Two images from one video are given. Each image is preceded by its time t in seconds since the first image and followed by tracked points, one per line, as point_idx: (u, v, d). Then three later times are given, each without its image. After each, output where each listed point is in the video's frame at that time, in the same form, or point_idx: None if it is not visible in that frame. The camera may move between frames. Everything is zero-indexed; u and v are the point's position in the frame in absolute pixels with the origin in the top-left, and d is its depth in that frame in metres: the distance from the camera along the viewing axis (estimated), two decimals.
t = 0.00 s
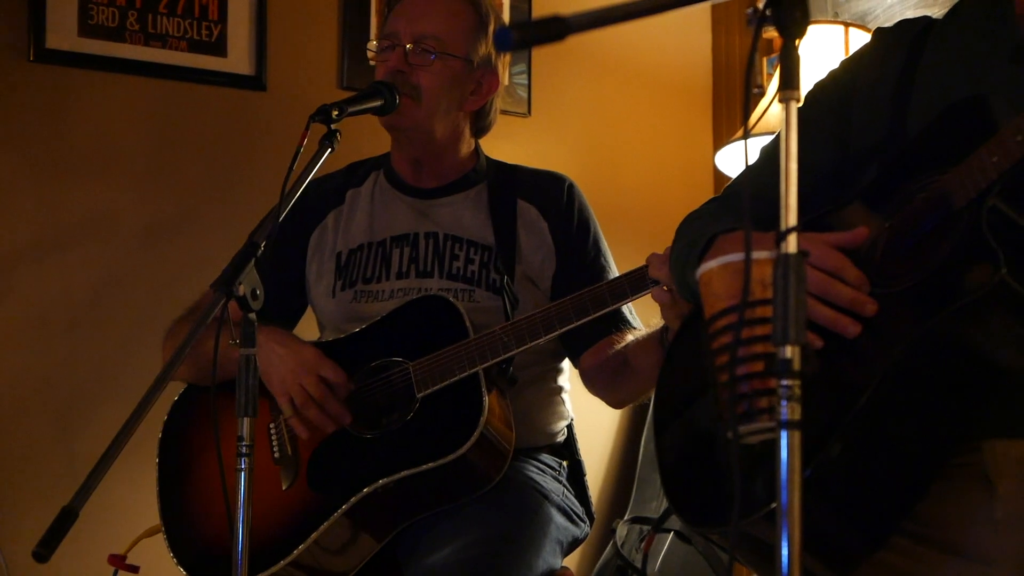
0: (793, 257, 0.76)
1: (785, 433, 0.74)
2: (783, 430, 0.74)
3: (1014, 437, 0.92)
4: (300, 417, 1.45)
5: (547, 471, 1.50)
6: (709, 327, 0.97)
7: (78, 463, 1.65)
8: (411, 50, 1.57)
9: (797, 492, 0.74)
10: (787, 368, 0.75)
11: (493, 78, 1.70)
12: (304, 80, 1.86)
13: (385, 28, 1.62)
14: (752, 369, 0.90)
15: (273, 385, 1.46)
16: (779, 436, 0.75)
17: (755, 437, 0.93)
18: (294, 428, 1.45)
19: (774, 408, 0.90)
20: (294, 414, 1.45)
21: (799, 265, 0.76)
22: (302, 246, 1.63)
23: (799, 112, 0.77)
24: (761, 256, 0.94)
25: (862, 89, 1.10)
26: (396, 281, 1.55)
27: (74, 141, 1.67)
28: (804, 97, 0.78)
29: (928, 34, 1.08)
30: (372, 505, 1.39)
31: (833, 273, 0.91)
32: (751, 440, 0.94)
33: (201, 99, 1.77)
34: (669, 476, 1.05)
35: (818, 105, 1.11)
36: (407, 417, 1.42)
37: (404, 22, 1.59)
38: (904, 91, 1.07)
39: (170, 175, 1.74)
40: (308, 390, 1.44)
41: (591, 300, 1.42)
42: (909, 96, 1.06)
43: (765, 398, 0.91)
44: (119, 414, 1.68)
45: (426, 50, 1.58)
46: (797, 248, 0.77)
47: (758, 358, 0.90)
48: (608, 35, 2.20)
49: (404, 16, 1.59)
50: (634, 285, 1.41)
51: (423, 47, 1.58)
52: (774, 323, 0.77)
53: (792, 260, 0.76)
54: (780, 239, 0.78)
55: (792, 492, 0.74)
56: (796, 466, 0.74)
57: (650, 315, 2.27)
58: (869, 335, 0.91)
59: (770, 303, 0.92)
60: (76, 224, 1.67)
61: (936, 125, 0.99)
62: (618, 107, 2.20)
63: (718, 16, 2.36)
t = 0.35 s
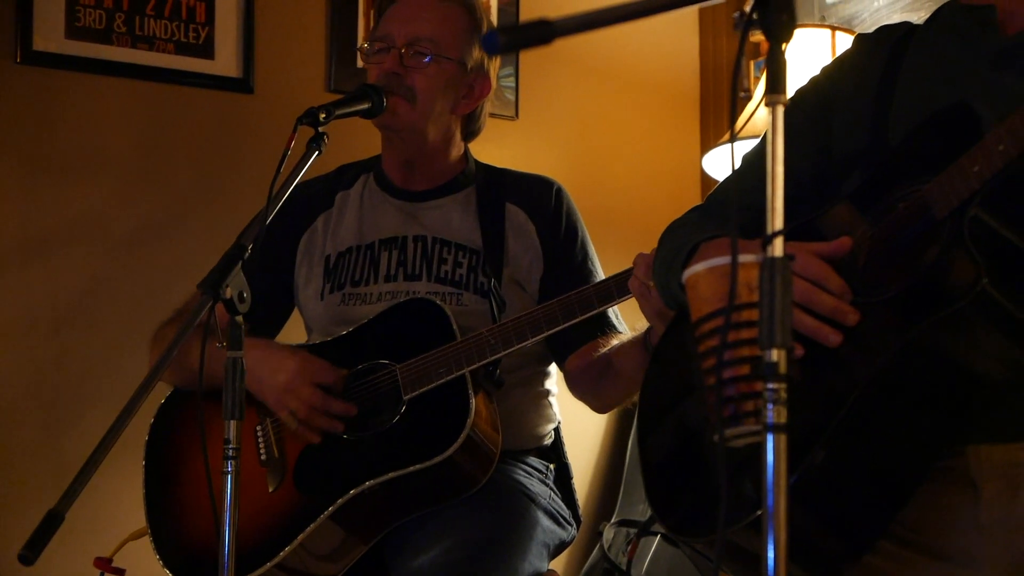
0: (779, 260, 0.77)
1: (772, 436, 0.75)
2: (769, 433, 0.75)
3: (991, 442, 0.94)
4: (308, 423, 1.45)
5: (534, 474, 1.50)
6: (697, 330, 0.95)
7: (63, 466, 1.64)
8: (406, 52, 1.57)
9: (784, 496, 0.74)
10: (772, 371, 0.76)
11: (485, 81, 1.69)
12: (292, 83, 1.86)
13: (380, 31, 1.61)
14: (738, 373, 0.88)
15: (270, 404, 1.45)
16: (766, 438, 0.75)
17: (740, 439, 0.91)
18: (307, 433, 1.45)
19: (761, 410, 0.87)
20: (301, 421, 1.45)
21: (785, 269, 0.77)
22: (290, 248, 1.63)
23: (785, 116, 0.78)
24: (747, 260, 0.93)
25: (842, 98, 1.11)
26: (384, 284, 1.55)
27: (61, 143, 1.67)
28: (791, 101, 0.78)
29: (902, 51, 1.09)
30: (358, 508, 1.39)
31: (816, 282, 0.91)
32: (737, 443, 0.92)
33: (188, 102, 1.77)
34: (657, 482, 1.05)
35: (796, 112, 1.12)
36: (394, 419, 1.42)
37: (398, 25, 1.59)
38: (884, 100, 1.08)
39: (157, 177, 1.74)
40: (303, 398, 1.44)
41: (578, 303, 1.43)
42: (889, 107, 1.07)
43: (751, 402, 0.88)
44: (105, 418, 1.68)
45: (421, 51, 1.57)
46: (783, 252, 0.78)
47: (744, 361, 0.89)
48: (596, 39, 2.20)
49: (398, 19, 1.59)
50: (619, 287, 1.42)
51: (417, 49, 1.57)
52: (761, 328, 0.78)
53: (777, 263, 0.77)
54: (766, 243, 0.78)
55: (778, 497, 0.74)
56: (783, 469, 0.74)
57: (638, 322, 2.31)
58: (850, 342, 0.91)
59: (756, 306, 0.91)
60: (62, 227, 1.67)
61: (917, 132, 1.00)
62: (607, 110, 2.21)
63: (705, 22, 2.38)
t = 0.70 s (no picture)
0: (765, 265, 0.77)
1: (756, 440, 0.75)
2: (755, 437, 0.75)
3: (970, 449, 0.93)
4: (271, 439, 1.44)
5: (521, 478, 1.50)
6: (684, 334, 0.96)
7: (49, 471, 1.64)
8: (389, 57, 1.57)
9: (768, 500, 0.74)
10: (758, 376, 0.76)
11: (468, 86, 1.70)
12: (278, 87, 1.86)
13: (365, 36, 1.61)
14: (725, 377, 0.89)
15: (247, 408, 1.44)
16: (751, 441, 0.75)
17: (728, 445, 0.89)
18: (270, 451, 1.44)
19: (747, 414, 0.87)
20: (265, 435, 1.43)
21: (772, 274, 0.77)
22: (276, 252, 1.62)
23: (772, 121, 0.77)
24: (732, 265, 0.93)
25: (827, 102, 1.12)
26: (370, 289, 1.55)
27: (46, 147, 1.67)
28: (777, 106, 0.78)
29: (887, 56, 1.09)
30: (345, 512, 1.39)
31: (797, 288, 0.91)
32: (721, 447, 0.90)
33: (175, 106, 1.77)
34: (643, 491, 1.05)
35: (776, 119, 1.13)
36: (381, 422, 1.42)
37: (383, 30, 1.59)
38: (867, 107, 1.08)
39: (144, 181, 1.74)
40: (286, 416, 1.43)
41: (563, 305, 1.44)
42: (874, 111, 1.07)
43: (737, 405, 0.89)
44: (91, 422, 1.67)
45: (404, 56, 1.59)
46: (769, 255, 0.78)
47: (730, 365, 0.90)
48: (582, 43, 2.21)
49: (383, 25, 1.59)
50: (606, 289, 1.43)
51: (400, 54, 1.58)
52: (745, 333, 0.78)
53: (763, 268, 0.77)
54: (752, 247, 0.79)
55: (762, 501, 0.74)
56: (768, 473, 0.74)
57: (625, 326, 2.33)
58: (831, 348, 0.90)
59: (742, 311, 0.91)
60: (48, 231, 1.66)
61: (898, 139, 1.00)
62: (594, 114, 2.21)
63: (692, 27, 2.39)
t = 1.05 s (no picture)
0: (750, 271, 0.77)
1: (744, 447, 0.75)
2: (740, 444, 0.75)
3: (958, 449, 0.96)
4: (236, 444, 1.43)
5: (507, 484, 1.50)
6: (668, 342, 0.96)
7: (35, 476, 1.63)
8: (381, 66, 1.57)
9: (755, 506, 0.74)
10: (744, 381, 0.76)
11: (458, 97, 1.70)
12: (265, 92, 1.86)
13: (357, 42, 1.61)
14: (711, 384, 0.90)
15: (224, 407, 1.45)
16: (739, 448, 0.75)
17: (714, 449, 0.92)
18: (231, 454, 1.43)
19: (733, 420, 0.89)
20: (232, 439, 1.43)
21: (756, 282, 0.77)
22: (259, 255, 1.61)
23: (757, 127, 0.79)
24: (719, 271, 0.94)
25: (830, 102, 1.13)
26: (355, 292, 1.54)
27: (32, 152, 1.67)
28: (763, 113, 0.78)
29: (889, 61, 1.10)
30: (332, 518, 1.39)
31: (796, 282, 0.92)
32: (708, 455, 0.93)
33: (161, 110, 1.77)
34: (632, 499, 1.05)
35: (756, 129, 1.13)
36: (369, 428, 1.42)
37: (376, 38, 1.59)
38: (869, 108, 1.09)
39: (131, 185, 1.74)
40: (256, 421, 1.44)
41: (551, 311, 1.44)
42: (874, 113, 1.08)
43: (723, 411, 0.90)
44: (77, 428, 1.67)
45: (396, 65, 1.58)
46: (754, 261, 0.78)
47: (717, 372, 0.91)
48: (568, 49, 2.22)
49: (377, 32, 1.59)
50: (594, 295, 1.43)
51: (391, 63, 1.58)
52: (732, 336, 0.78)
53: (749, 274, 0.77)
54: (738, 252, 0.78)
55: (749, 506, 0.74)
56: (754, 478, 0.74)
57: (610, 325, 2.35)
58: (827, 346, 0.92)
59: (728, 317, 0.92)
60: (34, 235, 1.66)
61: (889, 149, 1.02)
62: (581, 119, 2.22)
63: (677, 34, 2.40)
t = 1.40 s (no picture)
0: (738, 276, 0.80)
1: (729, 451, 0.77)
2: (727, 448, 0.77)
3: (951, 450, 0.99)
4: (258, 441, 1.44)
5: (493, 488, 1.50)
6: (657, 345, 0.99)
7: (21, 481, 1.62)
8: (364, 71, 1.59)
9: (741, 512, 0.76)
10: (730, 387, 0.79)
11: (444, 101, 1.70)
12: (254, 96, 1.87)
13: (341, 48, 1.62)
14: (698, 389, 0.91)
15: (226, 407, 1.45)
16: (724, 453, 0.78)
17: (700, 454, 0.92)
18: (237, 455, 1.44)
19: (719, 426, 0.89)
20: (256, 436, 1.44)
21: (745, 286, 0.80)
22: (245, 259, 1.61)
23: (743, 135, 0.79)
24: (706, 277, 0.94)
25: (830, 102, 1.24)
26: (341, 294, 1.54)
27: (19, 156, 1.67)
28: (749, 121, 0.79)
29: (891, 63, 1.20)
30: (317, 523, 1.39)
31: (795, 276, 0.97)
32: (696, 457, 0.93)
33: (150, 114, 1.77)
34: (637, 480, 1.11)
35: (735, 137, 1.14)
36: (354, 430, 1.42)
37: (360, 44, 1.60)
38: (870, 109, 1.19)
39: (120, 188, 1.74)
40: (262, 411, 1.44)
41: (536, 311, 1.45)
42: (875, 114, 1.18)
43: (709, 417, 0.91)
44: (63, 433, 1.66)
45: (380, 71, 1.60)
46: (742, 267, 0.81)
47: (702, 377, 0.92)
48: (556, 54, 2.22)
49: (361, 38, 1.61)
50: (578, 295, 1.44)
51: (376, 69, 1.60)
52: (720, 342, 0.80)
53: (737, 279, 0.80)
54: (725, 258, 0.81)
55: (735, 512, 0.76)
56: (740, 481, 0.77)
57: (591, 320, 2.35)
58: (813, 341, 0.95)
59: (715, 323, 0.93)
60: (21, 240, 1.66)
61: (892, 149, 1.12)
62: (569, 123, 2.22)
63: (666, 39, 2.39)
